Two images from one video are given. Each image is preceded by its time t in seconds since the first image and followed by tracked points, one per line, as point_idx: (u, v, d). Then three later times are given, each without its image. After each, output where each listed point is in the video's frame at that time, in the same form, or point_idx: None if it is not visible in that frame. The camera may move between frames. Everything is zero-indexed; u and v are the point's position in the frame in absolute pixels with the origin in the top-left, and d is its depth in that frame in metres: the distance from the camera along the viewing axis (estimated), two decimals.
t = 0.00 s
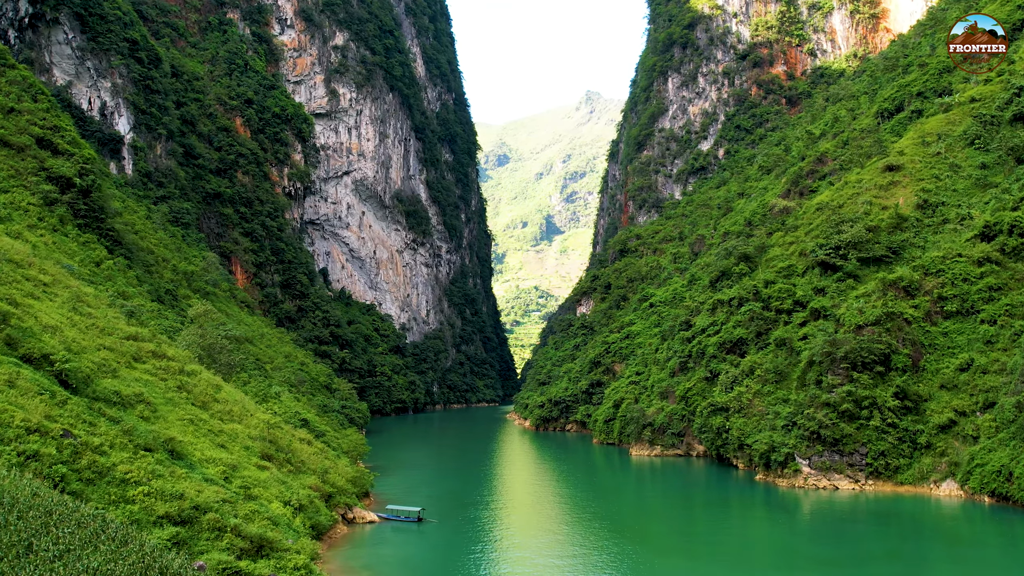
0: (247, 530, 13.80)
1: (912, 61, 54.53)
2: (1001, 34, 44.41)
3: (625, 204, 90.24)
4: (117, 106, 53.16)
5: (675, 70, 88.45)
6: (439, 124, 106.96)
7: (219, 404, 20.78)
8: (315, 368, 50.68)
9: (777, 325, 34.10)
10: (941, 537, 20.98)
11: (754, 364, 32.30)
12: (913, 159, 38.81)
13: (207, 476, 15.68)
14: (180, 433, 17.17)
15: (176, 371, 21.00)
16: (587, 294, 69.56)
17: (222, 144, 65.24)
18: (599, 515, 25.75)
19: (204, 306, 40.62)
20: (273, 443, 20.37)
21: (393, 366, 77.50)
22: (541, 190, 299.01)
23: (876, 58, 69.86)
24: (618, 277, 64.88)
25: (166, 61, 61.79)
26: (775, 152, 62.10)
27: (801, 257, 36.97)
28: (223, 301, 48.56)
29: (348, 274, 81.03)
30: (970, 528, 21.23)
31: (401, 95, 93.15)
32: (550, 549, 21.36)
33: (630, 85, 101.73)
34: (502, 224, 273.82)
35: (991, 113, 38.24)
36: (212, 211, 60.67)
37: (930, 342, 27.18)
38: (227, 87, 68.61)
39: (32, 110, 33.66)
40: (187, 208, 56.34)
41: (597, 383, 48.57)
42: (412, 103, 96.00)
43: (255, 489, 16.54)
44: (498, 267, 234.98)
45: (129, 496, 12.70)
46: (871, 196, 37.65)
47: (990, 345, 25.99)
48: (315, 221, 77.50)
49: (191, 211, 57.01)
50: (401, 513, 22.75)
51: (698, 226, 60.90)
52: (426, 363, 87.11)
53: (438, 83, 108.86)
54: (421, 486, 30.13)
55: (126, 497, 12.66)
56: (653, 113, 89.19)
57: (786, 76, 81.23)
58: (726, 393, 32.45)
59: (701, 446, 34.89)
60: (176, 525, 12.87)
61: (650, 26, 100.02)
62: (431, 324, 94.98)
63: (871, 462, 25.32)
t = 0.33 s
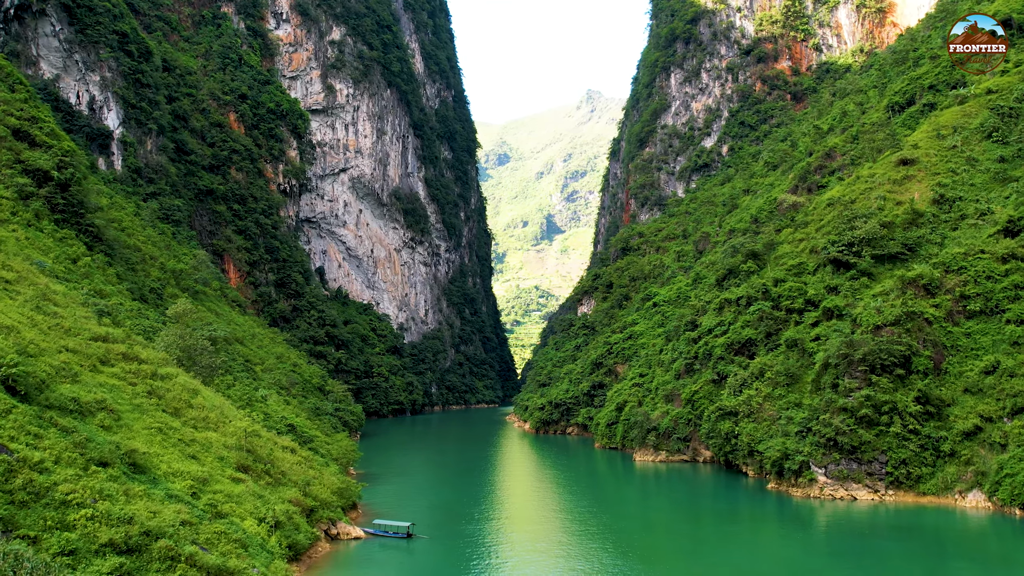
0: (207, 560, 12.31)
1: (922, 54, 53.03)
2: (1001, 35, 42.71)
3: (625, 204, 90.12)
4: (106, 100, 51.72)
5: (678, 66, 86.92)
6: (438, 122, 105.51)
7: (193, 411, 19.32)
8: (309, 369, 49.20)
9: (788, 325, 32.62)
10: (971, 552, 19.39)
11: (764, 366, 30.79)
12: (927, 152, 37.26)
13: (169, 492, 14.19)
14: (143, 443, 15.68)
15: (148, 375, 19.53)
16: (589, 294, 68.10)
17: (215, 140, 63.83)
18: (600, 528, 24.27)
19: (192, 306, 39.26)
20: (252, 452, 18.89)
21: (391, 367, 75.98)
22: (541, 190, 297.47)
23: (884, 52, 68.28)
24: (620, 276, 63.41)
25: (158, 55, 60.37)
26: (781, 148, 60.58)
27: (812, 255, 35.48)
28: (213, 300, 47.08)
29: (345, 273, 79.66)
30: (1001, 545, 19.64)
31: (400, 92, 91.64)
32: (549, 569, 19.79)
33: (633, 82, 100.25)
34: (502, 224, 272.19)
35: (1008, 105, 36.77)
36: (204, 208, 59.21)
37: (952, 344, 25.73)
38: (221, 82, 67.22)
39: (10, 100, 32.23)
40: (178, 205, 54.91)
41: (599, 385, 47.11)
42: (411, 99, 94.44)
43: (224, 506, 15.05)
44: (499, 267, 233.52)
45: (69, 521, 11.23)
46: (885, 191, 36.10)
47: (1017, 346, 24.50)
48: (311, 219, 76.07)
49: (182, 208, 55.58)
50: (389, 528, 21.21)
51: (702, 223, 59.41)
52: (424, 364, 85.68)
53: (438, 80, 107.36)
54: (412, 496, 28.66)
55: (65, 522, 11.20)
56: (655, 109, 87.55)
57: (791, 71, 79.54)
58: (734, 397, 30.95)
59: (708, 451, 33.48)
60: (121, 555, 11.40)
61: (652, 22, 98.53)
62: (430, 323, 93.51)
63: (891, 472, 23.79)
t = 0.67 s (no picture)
0: None
1: (933, 47, 51.53)
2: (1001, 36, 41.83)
3: (625, 203, 89.78)
4: (94, 94, 50.30)
5: (680, 62, 85.34)
6: (436, 119, 104.09)
7: (163, 418, 17.80)
8: (301, 370, 47.72)
9: (800, 325, 31.16)
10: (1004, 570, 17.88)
11: (775, 370, 29.29)
12: (943, 146, 35.72)
13: (122, 514, 12.75)
14: (100, 456, 14.23)
15: (115, 380, 18.01)
16: (590, 293, 66.64)
17: (207, 136, 62.34)
18: (601, 543, 22.67)
19: (177, 306, 37.79)
20: (228, 463, 17.41)
21: (388, 368, 74.51)
22: (542, 189, 295.95)
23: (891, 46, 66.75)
24: (622, 275, 61.91)
25: (148, 49, 58.92)
26: (787, 144, 59.08)
27: (824, 252, 33.97)
28: (203, 299, 45.64)
29: (342, 272, 78.25)
30: None
31: (398, 88, 90.10)
32: None
33: (634, 79, 98.89)
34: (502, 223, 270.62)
35: None
36: (195, 205, 57.79)
37: (977, 346, 24.32)
38: (214, 77, 65.77)
39: None
40: (168, 201, 53.44)
41: (601, 387, 45.60)
42: (409, 95, 92.90)
43: (186, 527, 13.60)
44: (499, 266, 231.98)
45: None
46: (899, 186, 34.56)
47: None
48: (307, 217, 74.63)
49: (173, 204, 54.07)
50: (376, 545, 19.72)
51: (707, 221, 57.90)
52: (423, 365, 84.21)
53: (437, 76, 105.91)
54: (403, 506, 27.07)
55: None
56: (657, 106, 86.10)
57: (796, 67, 77.83)
58: (743, 402, 29.48)
59: (715, 458, 32.04)
60: None
61: (654, 18, 97.08)
62: (428, 323, 92.02)
63: (914, 483, 22.28)
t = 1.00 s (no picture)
0: None
1: (945, 39, 50.02)
2: (1001, 35, 40.53)
3: (625, 203, 89.77)
4: (82, 88, 48.83)
5: (683, 57, 84.01)
6: (435, 116, 102.64)
7: (128, 428, 16.28)
8: (294, 372, 46.28)
9: (812, 326, 29.69)
10: None
11: (787, 373, 27.84)
12: (962, 138, 34.17)
13: (64, 541, 11.27)
14: (49, 473, 12.80)
15: (75, 386, 16.52)
16: (591, 292, 65.22)
17: (200, 132, 60.96)
18: (608, 564, 20.88)
19: (163, 306, 36.34)
20: (198, 477, 15.91)
21: (385, 369, 73.06)
22: (543, 188, 294.43)
23: (900, 40, 65.20)
24: (625, 274, 60.41)
25: (139, 42, 57.44)
26: (794, 140, 57.57)
27: (836, 249, 32.50)
28: (192, 299, 44.18)
29: (338, 271, 76.85)
30: None
31: (396, 84, 88.61)
32: None
33: (636, 77, 97.53)
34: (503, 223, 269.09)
35: None
36: (187, 202, 56.37)
37: (1005, 348, 22.90)
38: (207, 71, 64.34)
39: None
40: (158, 198, 51.93)
41: (603, 390, 44.15)
42: (407, 91, 91.39)
43: (140, 553, 12.11)
44: (499, 266, 230.52)
45: None
46: (916, 180, 33.04)
47: None
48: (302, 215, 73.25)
49: (163, 201, 52.57)
50: (360, 566, 18.13)
51: (711, 218, 56.42)
52: (420, 366, 82.76)
53: (436, 72, 104.51)
54: (394, 519, 25.26)
55: None
56: (660, 102, 85.07)
57: (801, 62, 76.37)
58: (754, 407, 28.05)
59: (724, 465, 30.60)
60: None
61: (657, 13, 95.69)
62: (427, 324, 90.55)
63: (941, 496, 20.78)
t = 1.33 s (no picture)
0: None
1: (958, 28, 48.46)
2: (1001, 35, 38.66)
3: (626, 201, 89.14)
4: (69, 79, 47.33)
5: (686, 51, 82.61)
6: (434, 111, 101.15)
7: (86, 438, 14.80)
8: (286, 371, 44.87)
9: (826, 325, 28.21)
10: None
11: (800, 375, 26.37)
12: (982, 129, 32.64)
13: None
14: None
15: (29, 391, 15.04)
16: (593, 291, 63.72)
17: (192, 126, 59.52)
18: None
19: (147, 304, 34.91)
20: (162, 492, 14.42)
21: (382, 368, 71.57)
22: (543, 186, 292.83)
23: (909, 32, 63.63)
24: (627, 272, 58.92)
25: (129, 33, 55.96)
26: (801, 133, 56.04)
27: (850, 244, 31.01)
28: (180, 297, 42.73)
29: (335, 269, 75.44)
30: None
31: (394, 78, 87.12)
32: None
33: (638, 72, 96.14)
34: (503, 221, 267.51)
35: None
36: (178, 197, 54.93)
37: None
38: (200, 64, 62.86)
39: None
40: (148, 193, 50.45)
41: (605, 391, 42.67)
42: (405, 86, 89.86)
43: None
44: (499, 265, 228.98)
45: None
46: (934, 172, 31.50)
47: None
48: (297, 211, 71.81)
49: (152, 196, 51.10)
50: None
51: (717, 214, 54.92)
52: (418, 365, 81.33)
53: (434, 67, 103.02)
54: (383, 532, 23.57)
55: None
56: (662, 97, 83.76)
57: (806, 56, 74.36)
58: (765, 410, 26.60)
59: (733, 471, 29.19)
60: None
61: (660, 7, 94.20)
62: (425, 322, 89.10)
63: (973, 508, 19.28)
